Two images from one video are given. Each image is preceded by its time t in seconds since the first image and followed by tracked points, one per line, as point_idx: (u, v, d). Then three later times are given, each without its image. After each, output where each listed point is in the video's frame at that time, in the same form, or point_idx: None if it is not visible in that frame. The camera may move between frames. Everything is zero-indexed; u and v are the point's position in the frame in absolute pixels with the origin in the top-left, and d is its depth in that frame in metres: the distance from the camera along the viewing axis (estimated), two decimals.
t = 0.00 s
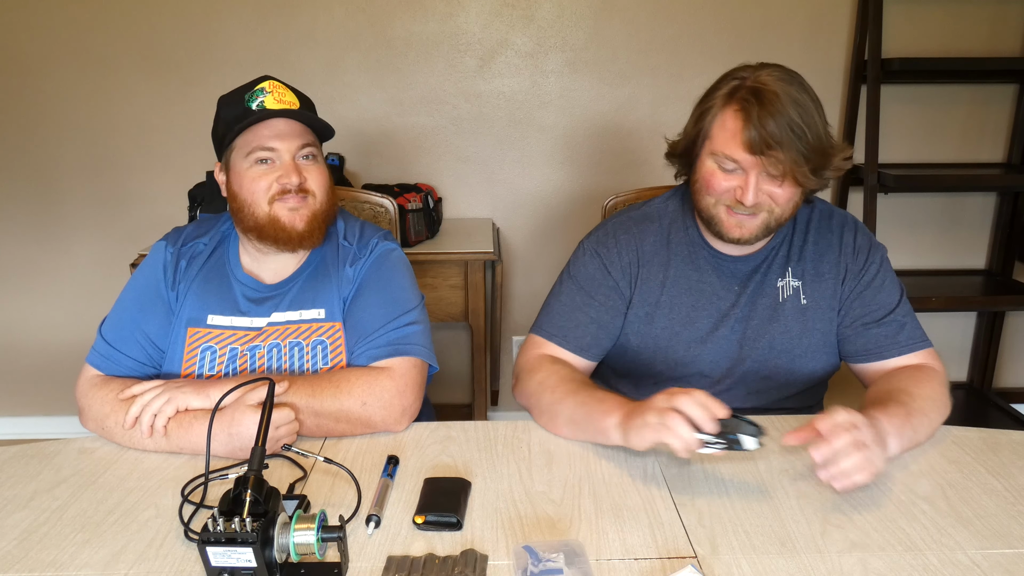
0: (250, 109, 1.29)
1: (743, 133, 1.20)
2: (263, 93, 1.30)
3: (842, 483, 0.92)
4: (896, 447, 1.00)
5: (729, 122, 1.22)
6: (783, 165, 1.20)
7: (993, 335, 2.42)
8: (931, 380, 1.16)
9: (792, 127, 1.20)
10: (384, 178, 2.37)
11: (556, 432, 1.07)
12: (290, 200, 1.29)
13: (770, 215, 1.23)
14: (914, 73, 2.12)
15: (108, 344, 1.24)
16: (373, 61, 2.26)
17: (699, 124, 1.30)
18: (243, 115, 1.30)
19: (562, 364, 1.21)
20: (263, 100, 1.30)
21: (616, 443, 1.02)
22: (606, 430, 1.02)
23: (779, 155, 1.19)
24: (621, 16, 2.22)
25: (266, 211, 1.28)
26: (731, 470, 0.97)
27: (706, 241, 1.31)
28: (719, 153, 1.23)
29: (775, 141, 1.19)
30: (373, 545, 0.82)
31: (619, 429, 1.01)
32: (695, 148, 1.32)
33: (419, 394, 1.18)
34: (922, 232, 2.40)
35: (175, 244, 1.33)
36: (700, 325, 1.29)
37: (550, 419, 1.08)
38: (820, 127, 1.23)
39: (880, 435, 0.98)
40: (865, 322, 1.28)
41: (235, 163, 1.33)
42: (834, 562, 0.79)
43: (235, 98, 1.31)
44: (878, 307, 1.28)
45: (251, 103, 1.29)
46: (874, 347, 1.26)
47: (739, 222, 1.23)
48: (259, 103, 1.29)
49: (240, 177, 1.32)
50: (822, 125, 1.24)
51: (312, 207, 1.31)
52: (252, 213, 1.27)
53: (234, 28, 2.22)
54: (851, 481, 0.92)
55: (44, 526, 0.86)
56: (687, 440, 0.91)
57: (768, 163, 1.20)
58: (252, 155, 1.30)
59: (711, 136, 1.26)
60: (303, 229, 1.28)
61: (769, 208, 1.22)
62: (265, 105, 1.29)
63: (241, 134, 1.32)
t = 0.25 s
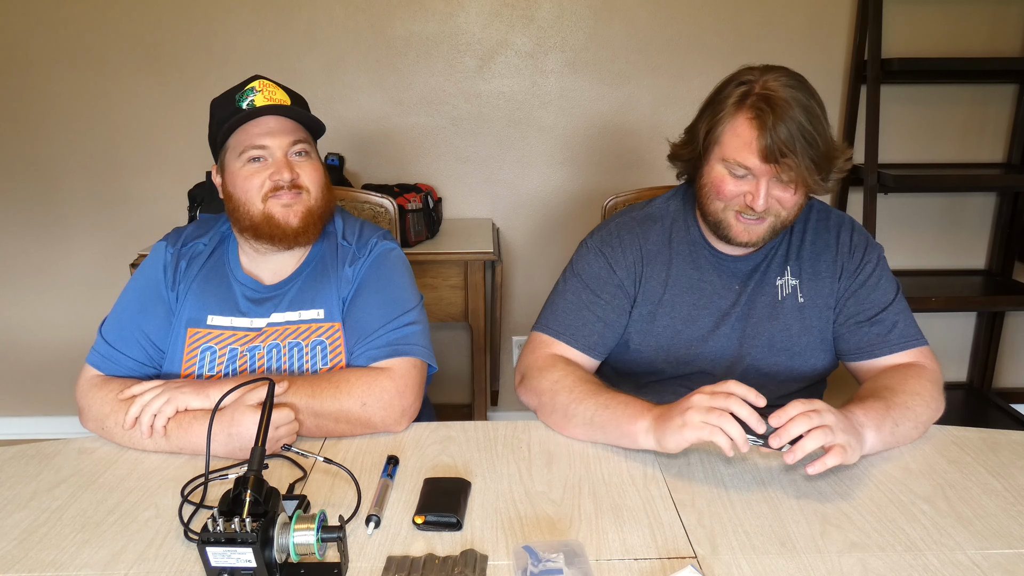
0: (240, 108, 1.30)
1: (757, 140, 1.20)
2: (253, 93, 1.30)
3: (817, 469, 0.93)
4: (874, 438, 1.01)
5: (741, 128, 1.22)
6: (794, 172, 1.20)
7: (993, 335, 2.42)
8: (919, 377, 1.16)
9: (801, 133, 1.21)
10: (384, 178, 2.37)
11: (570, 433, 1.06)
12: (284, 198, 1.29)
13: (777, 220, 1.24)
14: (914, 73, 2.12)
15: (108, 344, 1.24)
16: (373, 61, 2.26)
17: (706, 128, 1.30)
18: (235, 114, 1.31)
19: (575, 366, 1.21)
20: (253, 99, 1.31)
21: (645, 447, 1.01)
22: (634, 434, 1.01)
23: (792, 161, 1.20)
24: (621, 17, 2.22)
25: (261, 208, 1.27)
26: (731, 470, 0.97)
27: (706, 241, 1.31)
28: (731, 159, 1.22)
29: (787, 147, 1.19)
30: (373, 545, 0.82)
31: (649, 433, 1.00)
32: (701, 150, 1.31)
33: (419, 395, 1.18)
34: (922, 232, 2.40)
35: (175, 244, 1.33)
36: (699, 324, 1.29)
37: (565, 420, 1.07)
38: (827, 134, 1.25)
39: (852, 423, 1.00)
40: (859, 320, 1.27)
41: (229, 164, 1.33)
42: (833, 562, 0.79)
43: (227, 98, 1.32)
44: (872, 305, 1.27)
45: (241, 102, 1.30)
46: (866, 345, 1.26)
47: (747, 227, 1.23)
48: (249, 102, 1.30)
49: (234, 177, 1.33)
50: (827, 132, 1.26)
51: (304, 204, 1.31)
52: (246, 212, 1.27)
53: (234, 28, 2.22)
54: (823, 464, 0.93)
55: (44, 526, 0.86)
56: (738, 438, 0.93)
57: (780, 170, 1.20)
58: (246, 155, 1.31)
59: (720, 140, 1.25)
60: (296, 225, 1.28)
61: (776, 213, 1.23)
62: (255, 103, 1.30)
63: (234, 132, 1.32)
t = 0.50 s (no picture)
0: (235, 109, 1.30)
1: (757, 140, 1.20)
2: (248, 94, 1.30)
3: (825, 471, 0.92)
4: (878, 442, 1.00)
5: (741, 128, 1.22)
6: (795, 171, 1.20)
7: (993, 335, 2.42)
8: (922, 378, 1.16)
9: (801, 133, 1.20)
10: (384, 178, 2.37)
11: (568, 434, 1.06)
12: (280, 198, 1.29)
13: (777, 220, 1.24)
14: (915, 73, 2.12)
15: (107, 344, 1.24)
16: (373, 61, 2.26)
17: (706, 127, 1.30)
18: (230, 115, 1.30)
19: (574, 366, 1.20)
20: (248, 100, 1.31)
21: (643, 450, 1.00)
22: (631, 437, 1.01)
23: (791, 161, 1.19)
24: (621, 16, 2.22)
25: (257, 209, 1.27)
26: (731, 471, 0.97)
27: (706, 241, 1.31)
28: (731, 159, 1.22)
29: (786, 148, 1.19)
30: (373, 545, 0.82)
31: (646, 436, 1.00)
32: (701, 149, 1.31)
33: (419, 395, 1.18)
34: (922, 232, 2.40)
35: (174, 244, 1.33)
36: (698, 324, 1.29)
37: (563, 421, 1.07)
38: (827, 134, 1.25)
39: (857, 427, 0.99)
40: (860, 321, 1.27)
41: (225, 165, 1.33)
42: (833, 562, 0.79)
43: (222, 99, 1.32)
44: (873, 305, 1.27)
45: (237, 103, 1.30)
46: (867, 345, 1.26)
47: (746, 226, 1.23)
48: (244, 103, 1.30)
49: (230, 179, 1.33)
50: (827, 131, 1.25)
51: (301, 204, 1.31)
52: (243, 213, 1.27)
53: (235, 28, 2.23)
54: (830, 466, 0.92)
55: (44, 526, 0.86)
56: (743, 449, 0.92)
57: (779, 171, 1.20)
58: (241, 156, 1.31)
59: (721, 140, 1.25)
60: (292, 226, 1.28)
61: (776, 213, 1.23)
62: (250, 104, 1.30)
63: (230, 134, 1.32)
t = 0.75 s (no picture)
0: (234, 111, 1.29)
1: (753, 144, 1.20)
2: (247, 95, 1.30)
3: (821, 472, 0.92)
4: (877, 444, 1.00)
5: (737, 132, 1.22)
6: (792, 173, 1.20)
7: (993, 335, 2.42)
8: (921, 378, 1.16)
9: (798, 136, 1.20)
10: (383, 178, 2.37)
11: (567, 435, 1.06)
12: (280, 201, 1.29)
13: (773, 221, 1.24)
14: (915, 73, 2.12)
15: (107, 344, 1.24)
16: (373, 61, 2.26)
17: (704, 129, 1.29)
18: (229, 117, 1.30)
19: (572, 367, 1.20)
20: (247, 102, 1.30)
21: (642, 452, 1.00)
22: (630, 438, 1.01)
23: (788, 165, 1.19)
24: (621, 16, 2.22)
25: (256, 212, 1.28)
26: (731, 471, 0.97)
27: (704, 242, 1.31)
28: (727, 161, 1.22)
29: (782, 151, 1.19)
30: (373, 545, 0.82)
31: (645, 438, 1.00)
32: (698, 151, 1.31)
33: (419, 395, 1.18)
34: (922, 232, 2.40)
35: (174, 244, 1.33)
36: (697, 324, 1.29)
37: (562, 422, 1.07)
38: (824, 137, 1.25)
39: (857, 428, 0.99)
40: (859, 321, 1.27)
41: (224, 166, 1.33)
42: (833, 562, 0.79)
43: (221, 100, 1.31)
44: (871, 306, 1.27)
45: (235, 105, 1.29)
46: (867, 346, 1.26)
47: (741, 228, 1.23)
48: (243, 105, 1.29)
49: (229, 180, 1.33)
50: (825, 134, 1.25)
51: (301, 207, 1.31)
52: (242, 215, 1.28)
53: (235, 28, 2.23)
54: (827, 468, 0.92)
55: (45, 526, 0.86)
56: (727, 458, 0.92)
57: (775, 174, 1.20)
58: (240, 158, 1.31)
59: (718, 142, 1.25)
60: (291, 228, 1.28)
61: (772, 214, 1.23)
62: (249, 106, 1.30)
63: (228, 136, 1.32)
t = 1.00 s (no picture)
0: (235, 113, 1.29)
1: (748, 147, 1.20)
2: (248, 96, 1.29)
3: (816, 476, 0.93)
4: (876, 447, 1.00)
5: (732, 135, 1.22)
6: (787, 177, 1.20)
7: (993, 335, 2.42)
8: (921, 379, 1.16)
9: (794, 139, 1.20)
10: (383, 178, 2.37)
11: (567, 435, 1.06)
12: (279, 202, 1.29)
13: (769, 224, 1.24)
14: (914, 73, 2.12)
15: (107, 344, 1.24)
16: (373, 61, 2.26)
17: (700, 131, 1.29)
18: (228, 119, 1.30)
19: (572, 368, 1.21)
20: (248, 103, 1.29)
21: (642, 452, 1.00)
22: (631, 439, 1.01)
23: (783, 168, 1.19)
24: (621, 16, 2.22)
25: (256, 214, 1.28)
26: (731, 471, 0.97)
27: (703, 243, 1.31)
28: (722, 164, 1.22)
29: (778, 155, 1.19)
30: (373, 545, 0.82)
31: (646, 439, 1.00)
32: (695, 153, 1.31)
33: (419, 394, 1.18)
34: (922, 232, 2.40)
35: (173, 245, 1.33)
36: (696, 325, 1.29)
37: (562, 423, 1.07)
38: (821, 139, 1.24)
39: (857, 431, 0.99)
40: (859, 322, 1.27)
41: (224, 168, 1.33)
42: (833, 562, 0.79)
43: (221, 102, 1.31)
44: (870, 307, 1.27)
45: (236, 106, 1.29)
46: (866, 347, 1.26)
47: (737, 231, 1.24)
48: (243, 106, 1.29)
49: (229, 181, 1.33)
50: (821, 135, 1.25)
51: (301, 208, 1.31)
52: (242, 217, 1.28)
53: (234, 28, 2.22)
54: (822, 473, 0.93)
55: (45, 526, 0.86)
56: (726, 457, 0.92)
57: (770, 177, 1.20)
58: (239, 159, 1.30)
59: (714, 145, 1.25)
60: (292, 230, 1.28)
61: (768, 217, 1.23)
62: (249, 108, 1.29)
63: (228, 137, 1.32)
